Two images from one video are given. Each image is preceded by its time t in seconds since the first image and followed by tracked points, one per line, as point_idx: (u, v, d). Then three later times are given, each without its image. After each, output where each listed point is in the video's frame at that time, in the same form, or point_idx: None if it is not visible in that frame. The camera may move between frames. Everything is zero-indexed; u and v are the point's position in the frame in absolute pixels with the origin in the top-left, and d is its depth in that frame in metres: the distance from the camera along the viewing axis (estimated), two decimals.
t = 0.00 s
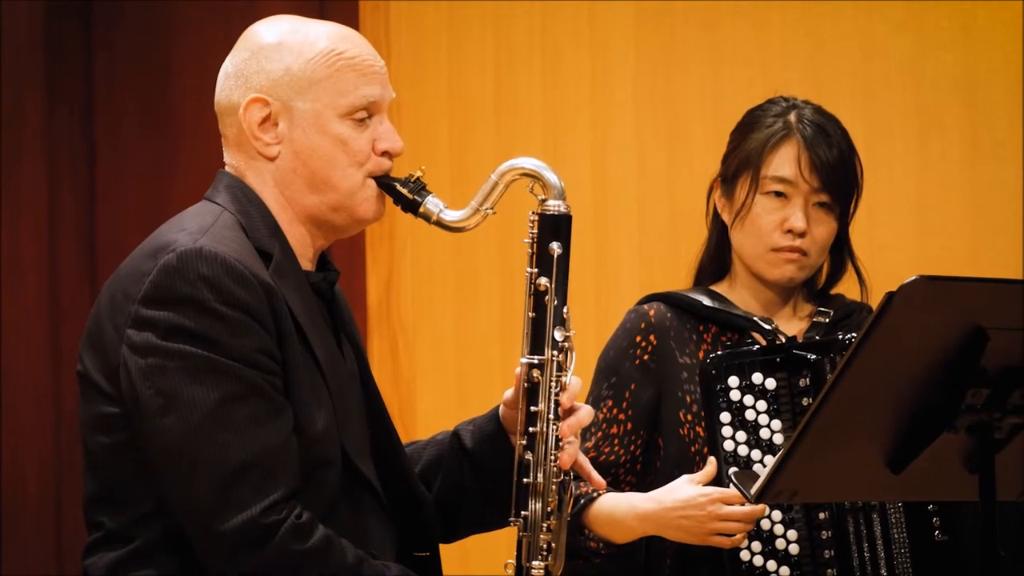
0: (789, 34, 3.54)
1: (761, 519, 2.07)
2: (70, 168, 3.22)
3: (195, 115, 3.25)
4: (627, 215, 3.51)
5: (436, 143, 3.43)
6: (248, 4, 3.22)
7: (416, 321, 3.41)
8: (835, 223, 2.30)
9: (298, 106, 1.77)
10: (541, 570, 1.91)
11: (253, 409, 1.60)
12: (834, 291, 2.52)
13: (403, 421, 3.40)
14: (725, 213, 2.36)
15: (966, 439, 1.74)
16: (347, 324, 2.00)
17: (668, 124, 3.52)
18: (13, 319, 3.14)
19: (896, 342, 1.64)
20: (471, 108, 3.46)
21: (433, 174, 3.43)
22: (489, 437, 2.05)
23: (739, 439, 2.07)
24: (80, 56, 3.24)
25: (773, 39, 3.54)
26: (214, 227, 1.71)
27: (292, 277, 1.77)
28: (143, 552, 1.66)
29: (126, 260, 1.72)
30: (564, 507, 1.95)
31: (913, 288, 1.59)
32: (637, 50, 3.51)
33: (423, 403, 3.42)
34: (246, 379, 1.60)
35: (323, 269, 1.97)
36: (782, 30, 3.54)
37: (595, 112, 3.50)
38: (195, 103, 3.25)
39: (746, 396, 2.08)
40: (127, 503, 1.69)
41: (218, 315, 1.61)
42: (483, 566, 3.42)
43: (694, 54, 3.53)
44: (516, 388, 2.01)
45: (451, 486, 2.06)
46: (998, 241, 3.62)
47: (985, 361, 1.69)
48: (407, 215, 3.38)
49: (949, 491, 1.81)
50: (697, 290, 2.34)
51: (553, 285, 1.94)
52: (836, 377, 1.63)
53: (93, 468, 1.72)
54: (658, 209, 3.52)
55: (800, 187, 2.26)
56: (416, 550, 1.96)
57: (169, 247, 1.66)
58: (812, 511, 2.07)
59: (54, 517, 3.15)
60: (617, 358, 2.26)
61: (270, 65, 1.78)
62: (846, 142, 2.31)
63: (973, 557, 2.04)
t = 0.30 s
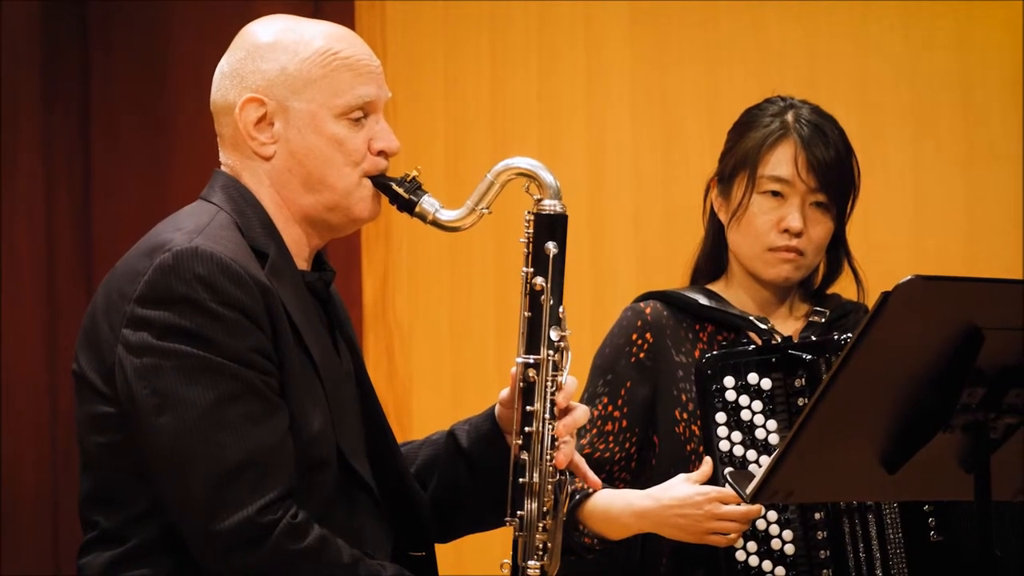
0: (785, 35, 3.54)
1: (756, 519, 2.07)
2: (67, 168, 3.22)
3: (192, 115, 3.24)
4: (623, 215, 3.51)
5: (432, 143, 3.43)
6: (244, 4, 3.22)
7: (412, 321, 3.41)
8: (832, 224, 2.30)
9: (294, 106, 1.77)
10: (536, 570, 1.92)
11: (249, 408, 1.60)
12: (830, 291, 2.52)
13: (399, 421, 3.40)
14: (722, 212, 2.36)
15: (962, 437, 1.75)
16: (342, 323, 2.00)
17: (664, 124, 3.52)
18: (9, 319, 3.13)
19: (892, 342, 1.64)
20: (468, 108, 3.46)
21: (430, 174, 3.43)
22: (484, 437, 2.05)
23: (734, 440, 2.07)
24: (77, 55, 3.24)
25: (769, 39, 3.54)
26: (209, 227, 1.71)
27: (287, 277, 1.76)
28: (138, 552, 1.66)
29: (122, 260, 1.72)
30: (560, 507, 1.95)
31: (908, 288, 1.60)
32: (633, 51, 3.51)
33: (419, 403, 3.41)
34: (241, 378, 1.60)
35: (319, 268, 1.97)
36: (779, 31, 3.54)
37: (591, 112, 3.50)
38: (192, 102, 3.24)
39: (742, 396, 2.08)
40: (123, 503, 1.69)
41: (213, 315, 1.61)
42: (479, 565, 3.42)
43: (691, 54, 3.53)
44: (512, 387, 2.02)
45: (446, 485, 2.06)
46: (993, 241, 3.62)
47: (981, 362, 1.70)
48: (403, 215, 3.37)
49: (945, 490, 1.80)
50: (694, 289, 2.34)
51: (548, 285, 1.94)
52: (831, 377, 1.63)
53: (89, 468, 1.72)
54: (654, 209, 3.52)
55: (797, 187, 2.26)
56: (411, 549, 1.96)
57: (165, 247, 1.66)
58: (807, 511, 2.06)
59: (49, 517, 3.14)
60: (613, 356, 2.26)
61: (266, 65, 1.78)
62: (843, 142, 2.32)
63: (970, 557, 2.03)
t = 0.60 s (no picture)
0: (783, 34, 3.55)
1: (755, 516, 2.07)
2: (64, 168, 3.21)
3: (189, 114, 3.24)
4: (621, 214, 3.52)
5: (430, 143, 3.43)
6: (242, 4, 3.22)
7: (410, 319, 3.41)
8: (831, 220, 2.30)
9: (292, 104, 1.77)
10: (535, 566, 1.92)
11: (247, 407, 1.60)
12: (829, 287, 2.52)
13: (397, 420, 3.40)
14: (722, 209, 2.36)
15: (960, 434, 1.76)
16: (341, 320, 2.00)
17: (662, 123, 3.52)
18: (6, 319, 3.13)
19: (890, 338, 1.64)
20: (465, 107, 3.46)
21: (428, 173, 3.43)
22: (483, 434, 2.05)
23: (733, 437, 2.07)
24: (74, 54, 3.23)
25: (768, 38, 3.54)
26: (207, 224, 1.71)
27: (286, 275, 1.76)
28: (138, 549, 1.66)
29: (119, 257, 1.72)
30: (558, 504, 1.95)
31: (906, 284, 1.59)
32: (631, 50, 3.51)
33: (417, 401, 3.41)
34: (239, 376, 1.60)
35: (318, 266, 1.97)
36: (777, 29, 3.55)
37: (588, 111, 3.50)
38: (189, 102, 3.24)
39: (741, 392, 2.08)
40: (121, 501, 1.69)
41: (211, 313, 1.61)
42: (478, 563, 3.42)
43: (688, 53, 3.53)
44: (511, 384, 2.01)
45: (444, 483, 2.06)
46: (991, 238, 3.63)
47: (978, 358, 1.70)
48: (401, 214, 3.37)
49: (943, 486, 1.81)
50: (693, 284, 2.33)
51: (547, 282, 1.94)
52: (830, 372, 1.63)
53: (88, 466, 1.72)
54: (652, 208, 3.52)
55: (796, 184, 2.26)
56: (410, 547, 1.97)
57: (163, 245, 1.66)
58: (806, 507, 2.07)
59: (48, 517, 3.14)
60: (612, 351, 2.26)
61: (264, 62, 1.78)
62: (842, 139, 2.32)
63: (968, 554, 2.04)
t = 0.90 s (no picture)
0: (780, 33, 3.55)
1: (755, 516, 2.07)
2: (62, 168, 3.21)
3: (186, 115, 3.24)
4: (620, 213, 3.51)
5: (428, 142, 3.43)
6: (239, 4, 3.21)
7: (409, 319, 3.41)
8: (831, 219, 2.30)
9: (291, 104, 1.77)
10: (534, 567, 1.92)
11: (246, 408, 1.60)
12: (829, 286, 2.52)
13: (397, 420, 3.39)
14: (722, 207, 2.36)
15: (959, 433, 1.76)
16: (340, 321, 2.00)
17: (660, 123, 3.52)
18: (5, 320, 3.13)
19: (889, 337, 1.64)
20: (463, 107, 3.45)
21: (426, 173, 3.42)
22: (482, 435, 2.05)
23: (733, 436, 2.07)
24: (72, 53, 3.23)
25: (766, 36, 3.54)
26: (206, 226, 1.70)
27: (284, 276, 1.76)
28: (137, 550, 1.66)
29: (118, 258, 1.72)
30: (558, 505, 1.95)
31: (905, 282, 1.59)
32: (628, 50, 3.51)
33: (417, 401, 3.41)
34: (239, 377, 1.60)
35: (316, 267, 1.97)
36: (775, 27, 3.54)
37: (586, 111, 3.50)
38: (187, 102, 3.23)
39: (741, 392, 2.08)
40: (120, 502, 1.69)
41: (210, 314, 1.60)
42: (477, 563, 3.42)
43: (686, 52, 3.53)
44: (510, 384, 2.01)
45: (444, 484, 2.05)
46: (989, 237, 3.63)
47: (977, 357, 1.70)
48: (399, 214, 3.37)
49: (942, 485, 1.81)
50: (694, 283, 2.33)
51: (546, 282, 1.94)
52: (829, 371, 1.63)
53: (87, 467, 1.71)
54: (650, 207, 3.52)
55: (796, 183, 2.26)
56: (409, 547, 1.96)
57: (161, 246, 1.65)
58: (806, 507, 2.07)
59: (47, 518, 3.14)
60: (612, 349, 2.26)
61: (262, 63, 1.78)
62: (843, 138, 2.31)
63: (966, 554, 2.04)
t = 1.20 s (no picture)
0: (774, 35, 3.55)
1: (750, 519, 2.06)
2: (56, 171, 3.21)
3: (180, 118, 3.24)
4: (613, 216, 3.52)
5: (422, 146, 3.43)
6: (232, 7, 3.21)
7: (403, 323, 3.41)
8: (827, 223, 2.30)
9: (284, 111, 1.77)
10: (528, 572, 1.92)
11: (239, 413, 1.60)
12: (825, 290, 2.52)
13: (390, 425, 3.39)
14: (717, 211, 2.36)
15: (952, 438, 1.76)
16: (333, 328, 2.00)
17: (653, 126, 3.53)
18: None
19: (883, 340, 1.64)
20: (457, 110, 3.45)
21: (419, 177, 3.42)
22: (476, 441, 2.05)
23: (728, 440, 2.06)
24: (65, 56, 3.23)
25: (760, 39, 3.55)
26: (199, 231, 1.70)
27: (277, 283, 1.76)
28: (130, 556, 1.66)
29: (111, 264, 1.71)
30: (551, 510, 1.94)
31: (897, 287, 1.60)
32: (622, 52, 3.51)
33: (411, 405, 3.41)
34: (232, 383, 1.60)
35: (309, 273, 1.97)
36: (769, 29, 3.55)
37: (580, 113, 3.50)
38: (180, 105, 3.23)
39: (736, 396, 2.08)
40: (113, 507, 1.68)
41: (203, 320, 1.60)
42: (471, 566, 3.42)
43: (680, 55, 3.53)
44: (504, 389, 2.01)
45: (436, 490, 2.05)
46: (983, 239, 3.63)
47: (970, 360, 1.71)
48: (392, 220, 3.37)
49: (936, 491, 1.81)
50: (689, 287, 2.34)
51: (539, 286, 1.93)
52: (824, 373, 1.63)
53: (80, 473, 1.71)
54: (644, 210, 3.53)
55: (792, 186, 2.27)
56: (402, 553, 1.96)
57: (155, 252, 1.65)
58: (801, 511, 2.07)
59: (41, 522, 3.14)
60: (606, 352, 2.25)
61: (255, 69, 1.78)
62: (839, 142, 2.32)
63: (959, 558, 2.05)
